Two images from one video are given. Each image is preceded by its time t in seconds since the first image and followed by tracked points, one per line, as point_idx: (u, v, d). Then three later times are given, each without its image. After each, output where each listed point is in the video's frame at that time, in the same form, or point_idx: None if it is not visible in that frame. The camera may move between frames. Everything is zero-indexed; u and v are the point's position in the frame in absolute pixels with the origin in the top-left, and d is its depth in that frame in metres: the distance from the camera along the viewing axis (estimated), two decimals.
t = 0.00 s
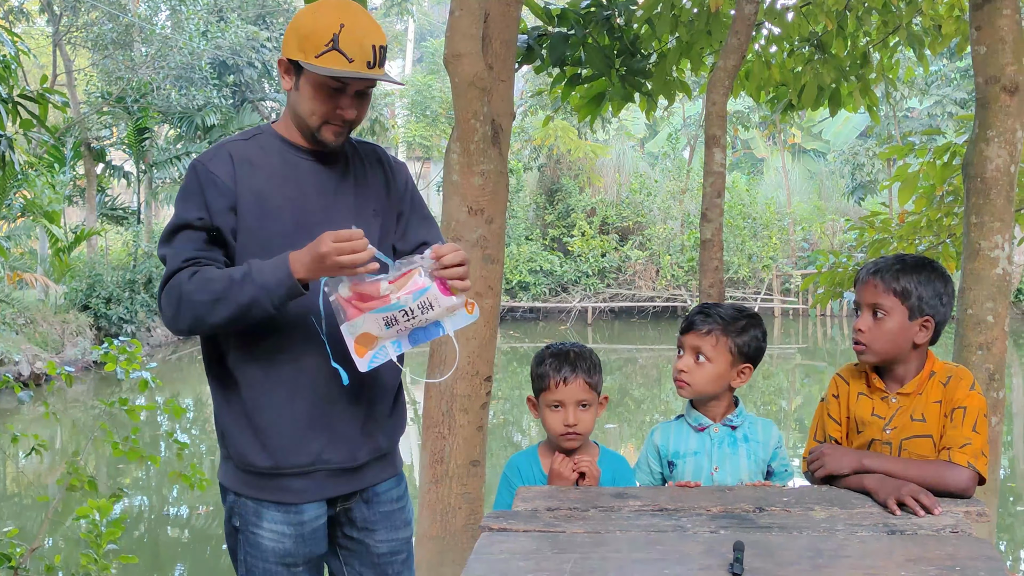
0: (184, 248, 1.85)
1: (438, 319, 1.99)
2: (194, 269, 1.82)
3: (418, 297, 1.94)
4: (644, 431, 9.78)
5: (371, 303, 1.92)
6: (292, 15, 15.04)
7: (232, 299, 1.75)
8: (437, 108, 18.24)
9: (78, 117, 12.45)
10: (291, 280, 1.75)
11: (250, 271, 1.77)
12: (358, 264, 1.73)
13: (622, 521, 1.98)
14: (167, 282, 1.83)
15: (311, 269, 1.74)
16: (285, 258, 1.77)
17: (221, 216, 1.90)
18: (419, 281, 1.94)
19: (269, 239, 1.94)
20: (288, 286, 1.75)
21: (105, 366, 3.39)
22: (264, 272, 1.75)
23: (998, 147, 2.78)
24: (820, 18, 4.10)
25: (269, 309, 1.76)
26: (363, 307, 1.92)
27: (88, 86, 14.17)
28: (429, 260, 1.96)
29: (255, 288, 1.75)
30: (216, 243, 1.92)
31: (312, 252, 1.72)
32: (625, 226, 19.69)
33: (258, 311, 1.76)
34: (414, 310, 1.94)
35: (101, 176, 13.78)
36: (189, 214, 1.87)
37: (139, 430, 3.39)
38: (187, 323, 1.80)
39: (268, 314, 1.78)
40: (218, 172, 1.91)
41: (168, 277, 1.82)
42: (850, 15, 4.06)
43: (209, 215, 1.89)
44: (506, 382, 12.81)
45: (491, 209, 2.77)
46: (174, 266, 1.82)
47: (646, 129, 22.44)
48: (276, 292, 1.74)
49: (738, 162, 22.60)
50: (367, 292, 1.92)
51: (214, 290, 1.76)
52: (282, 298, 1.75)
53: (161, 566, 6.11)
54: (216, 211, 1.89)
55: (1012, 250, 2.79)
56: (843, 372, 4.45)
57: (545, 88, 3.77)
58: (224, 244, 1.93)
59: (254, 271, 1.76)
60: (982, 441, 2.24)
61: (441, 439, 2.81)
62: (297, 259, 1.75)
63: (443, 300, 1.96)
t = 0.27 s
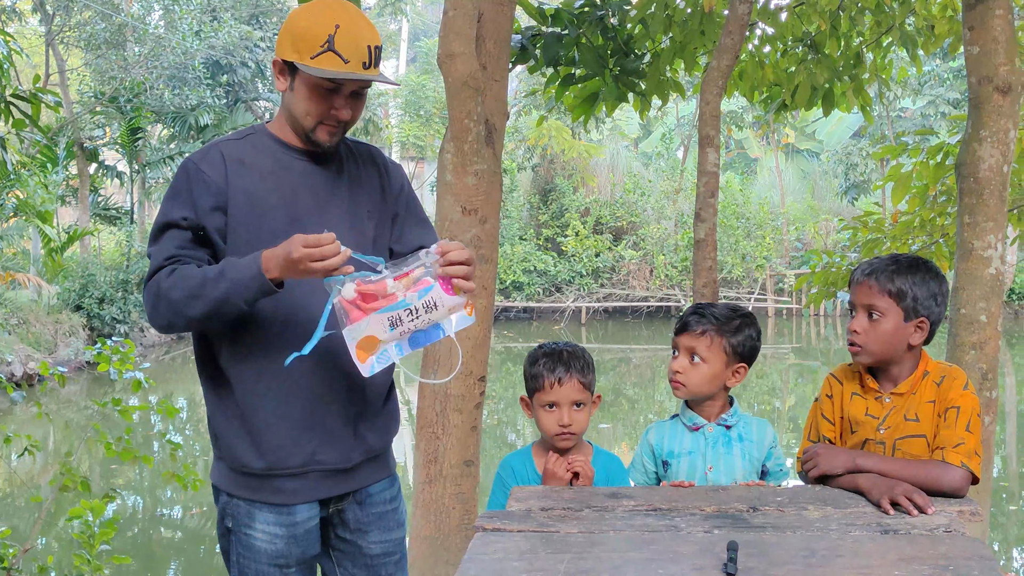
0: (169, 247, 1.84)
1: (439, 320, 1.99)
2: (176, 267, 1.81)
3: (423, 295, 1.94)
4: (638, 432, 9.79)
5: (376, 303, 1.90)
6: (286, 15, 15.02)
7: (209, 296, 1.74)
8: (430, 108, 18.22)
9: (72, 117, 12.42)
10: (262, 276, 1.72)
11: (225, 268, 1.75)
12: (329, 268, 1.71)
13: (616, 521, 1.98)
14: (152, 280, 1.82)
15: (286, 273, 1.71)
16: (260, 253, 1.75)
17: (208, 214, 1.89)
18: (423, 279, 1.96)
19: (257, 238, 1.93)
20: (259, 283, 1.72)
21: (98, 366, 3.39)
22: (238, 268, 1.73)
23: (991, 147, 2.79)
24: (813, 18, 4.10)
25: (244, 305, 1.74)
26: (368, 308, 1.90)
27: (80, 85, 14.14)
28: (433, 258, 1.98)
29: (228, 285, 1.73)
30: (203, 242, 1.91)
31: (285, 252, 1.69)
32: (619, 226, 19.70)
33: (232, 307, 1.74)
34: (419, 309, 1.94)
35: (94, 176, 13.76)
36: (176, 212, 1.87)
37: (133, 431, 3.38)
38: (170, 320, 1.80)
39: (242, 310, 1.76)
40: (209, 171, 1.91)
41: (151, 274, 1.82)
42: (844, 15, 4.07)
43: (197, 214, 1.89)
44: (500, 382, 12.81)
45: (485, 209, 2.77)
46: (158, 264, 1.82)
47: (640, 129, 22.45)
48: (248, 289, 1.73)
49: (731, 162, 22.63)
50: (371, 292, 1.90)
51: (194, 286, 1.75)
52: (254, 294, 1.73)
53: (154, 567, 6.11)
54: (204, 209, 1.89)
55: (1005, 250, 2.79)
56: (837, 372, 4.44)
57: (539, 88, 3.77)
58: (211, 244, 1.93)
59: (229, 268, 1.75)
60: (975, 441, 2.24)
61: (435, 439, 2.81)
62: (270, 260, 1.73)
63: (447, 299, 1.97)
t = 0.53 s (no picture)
0: (163, 250, 1.84)
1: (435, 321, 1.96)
2: (168, 270, 1.81)
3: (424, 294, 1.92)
4: (633, 431, 9.79)
5: (377, 290, 1.87)
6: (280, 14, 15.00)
7: (195, 299, 1.73)
8: (426, 108, 18.22)
9: (66, 117, 12.40)
10: (243, 277, 1.70)
11: (212, 270, 1.74)
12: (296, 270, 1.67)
13: (611, 521, 1.98)
14: (145, 283, 1.83)
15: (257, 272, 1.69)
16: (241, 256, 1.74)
17: (203, 216, 1.89)
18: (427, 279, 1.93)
19: (253, 240, 1.93)
20: (241, 285, 1.71)
21: (93, 365, 3.39)
22: (223, 271, 1.72)
23: (986, 147, 2.80)
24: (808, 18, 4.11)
25: (229, 308, 1.73)
26: (369, 293, 1.87)
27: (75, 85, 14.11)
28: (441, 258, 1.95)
29: (213, 287, 1.72)
30: (199, 245, 1.91)
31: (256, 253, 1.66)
32: (614, 226, 19.71)
33: (217, 310, 1.73)
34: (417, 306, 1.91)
35: (89, 176, 13.73)
36: (172, 215, 1.87)
37: (127, 430, 3.37)
38: (162, 324, 1.80)
39: (228, 314, 1.75)
40: (204, 172, 1.90)
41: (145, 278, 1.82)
42: (839, 16, 4.07)
43: (192, 216, 1.88)
44: (496, 382, 12.81)
45: (480, 209, 2.77)
46: (152, 268, 1.82)
47: (635, 129, 22.44)
48: (232, 292, 1.71)
49: (727, 162, 22.64)
50: (376, 278, 1.87)
51: (182, 290, 1.75)
52: (237, 296, 1.71)
53: (149, 567, 6.11)
54: (199, 212, 1.88)
55: (1000, 250, 2.80)
56: (830, 371, 4.46)
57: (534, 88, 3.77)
58: (206, 246, 1.92)
59: (215, 271, 1.74)
60: (970, 441, 2.24)
61: (430, 439, 2.81)
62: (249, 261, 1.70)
63: (445, 302, 1.94)
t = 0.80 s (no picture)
0: (157, 250, 1.83)
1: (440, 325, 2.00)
2: (162, 271, 1.80)
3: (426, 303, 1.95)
4: (630, 431, 9.80)
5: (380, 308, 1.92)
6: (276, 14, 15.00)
7: (183, 301, 1.73)
8: (422, 108, 18.22)
9: (61, 117, 12.38)
10: (232, 281, 1.70)
11: (202, 273, 1.74)
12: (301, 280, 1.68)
13: (607, 521, 1.98)
14: (137, 283, 1.81)
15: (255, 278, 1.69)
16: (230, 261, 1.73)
17: (199, 216, 1.88)
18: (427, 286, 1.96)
19: (250, 241, 1.92)
20: (229, 290, 1.71)
21: (89, 366, 3.38)
22: (214, 275, 1.72)
23: (981, 147, 2.80)
24: (805, 19, 4.11)
25: (217, 312, 1.73)
26: (373, 312, 1.92)
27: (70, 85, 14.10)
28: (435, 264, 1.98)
29: (202, 290, 1.72)
30: (195, 246, 1.90)
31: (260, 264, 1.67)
32: (610, 225, 19.71)
33: (206, 312, 1.73)
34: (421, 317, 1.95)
35: (84, 176, 13.71)
36: (168, 215, 1.86)
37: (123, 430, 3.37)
38: (154, 324, 1.79)
39: (217, 316, 1.75)
40: (200, 172, 1.90)
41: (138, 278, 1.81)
42: (835, 15, 4.07)
43: (188, 217, 1.88)
44: (492, 382, 12.81)
45: (476, 209, 2.77)
46: (145, 268, 1.81)
47: (632, 129, 22.45)
48: (219, 296, 1.71)
49: (723, 162, 22.64)
50: (377, 296, 1.91)
51: (172, 291, 1.74)
52: (224, 301, 1.71)
53: (145, 567, 6.11)
54: (196, 212, 1.88)
55: (995, 250, 2.80)
56: (826, 372, 4.45)
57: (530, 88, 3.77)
58: (201, 247, 1.91)
59: (204, 274, 1.73)
60: (967, 441, 2.24)
61: (426, 440, 2.81)
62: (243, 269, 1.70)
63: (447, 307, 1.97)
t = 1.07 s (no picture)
0: (160, 255, 1.83)
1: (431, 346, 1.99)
2: (166, 277, 1.80)
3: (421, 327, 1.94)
4: (627, 431, 9.80)
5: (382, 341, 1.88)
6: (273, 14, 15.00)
7: (196, 307, 1.74)
8: (419, 108, 18.21)
9: (59, 116, 12.37)
10: (248, 287, 1.71)
11: (215, 279, 1.75)
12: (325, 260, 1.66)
13: (605, 521, 1.98)
14: (142, 289, 1.81)
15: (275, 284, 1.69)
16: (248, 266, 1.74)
17: (201, 221, 1.88)
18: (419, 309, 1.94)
19: (251, 243, 1.92)
20: (247, 298, 1.71)
21: (86, 365, 3.38)
22: (229, 281, 1.72)
23: (979, 148, 2.80)
24: (802, 19, 4.12)
25: (231, 317, 1.73)
26: (373, 346, 1.87)
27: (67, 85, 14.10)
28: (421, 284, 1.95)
29: (216, 296, 1.72)
30: (196, 249, 1.90)
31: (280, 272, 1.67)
32: (608, 225, 19.71)
33: (219, 318, 1.73)
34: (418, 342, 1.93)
35: (82, 176, 13.71)
36: (169, 219, 1.86)
37: (120, 431, 3.36)
38: (160, 330, 1.79)
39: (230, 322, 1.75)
40: (200, 176, 1.90)
41: (144, 285, 1.81)
42: (832, 15, 4.09)
43: (189, 220, 1.88)
44: (489, 382, 12.82)
45: (474, 209, 2.77)
46: (149, 274, 1.81)
47: (629, 129, 22.46)
48: (233, 302, 1.72)
49: (720, 162, 22.65)
50: (376, 329, 1.87)
51: (182, 298, 1.75)
52: (239, 307, 1.72)
53: (142, 567, 6.12)
54: (197, 216, 1.88)
55: (992, 250, 2.81)
56: (823, 372, 4.45)
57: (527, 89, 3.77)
58: (202, 250, 1.91)
59: (218, 280, 1.74)
60: (963, 442, 2.24)
61: (423, 440, 2.81)
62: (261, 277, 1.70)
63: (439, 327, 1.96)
